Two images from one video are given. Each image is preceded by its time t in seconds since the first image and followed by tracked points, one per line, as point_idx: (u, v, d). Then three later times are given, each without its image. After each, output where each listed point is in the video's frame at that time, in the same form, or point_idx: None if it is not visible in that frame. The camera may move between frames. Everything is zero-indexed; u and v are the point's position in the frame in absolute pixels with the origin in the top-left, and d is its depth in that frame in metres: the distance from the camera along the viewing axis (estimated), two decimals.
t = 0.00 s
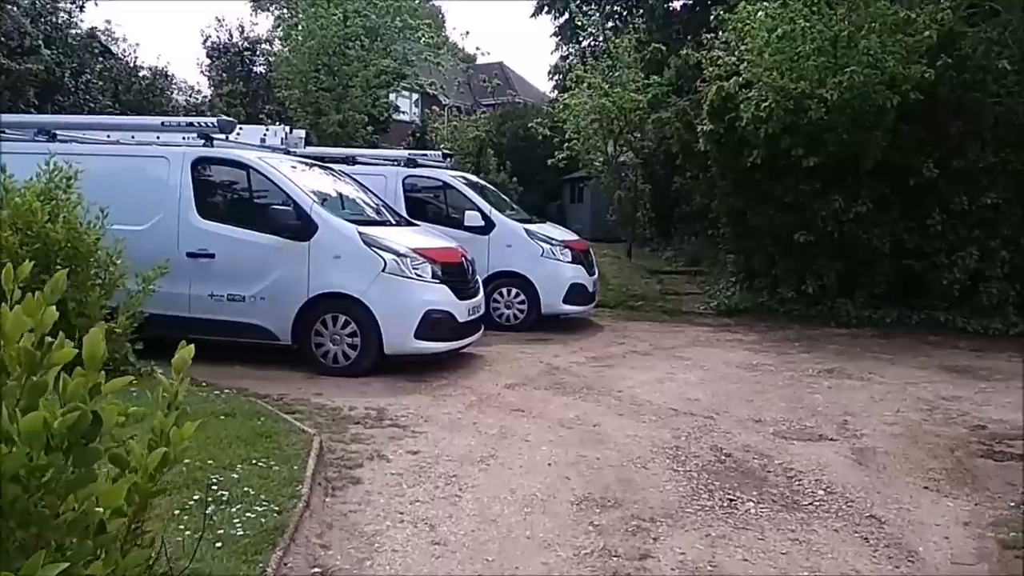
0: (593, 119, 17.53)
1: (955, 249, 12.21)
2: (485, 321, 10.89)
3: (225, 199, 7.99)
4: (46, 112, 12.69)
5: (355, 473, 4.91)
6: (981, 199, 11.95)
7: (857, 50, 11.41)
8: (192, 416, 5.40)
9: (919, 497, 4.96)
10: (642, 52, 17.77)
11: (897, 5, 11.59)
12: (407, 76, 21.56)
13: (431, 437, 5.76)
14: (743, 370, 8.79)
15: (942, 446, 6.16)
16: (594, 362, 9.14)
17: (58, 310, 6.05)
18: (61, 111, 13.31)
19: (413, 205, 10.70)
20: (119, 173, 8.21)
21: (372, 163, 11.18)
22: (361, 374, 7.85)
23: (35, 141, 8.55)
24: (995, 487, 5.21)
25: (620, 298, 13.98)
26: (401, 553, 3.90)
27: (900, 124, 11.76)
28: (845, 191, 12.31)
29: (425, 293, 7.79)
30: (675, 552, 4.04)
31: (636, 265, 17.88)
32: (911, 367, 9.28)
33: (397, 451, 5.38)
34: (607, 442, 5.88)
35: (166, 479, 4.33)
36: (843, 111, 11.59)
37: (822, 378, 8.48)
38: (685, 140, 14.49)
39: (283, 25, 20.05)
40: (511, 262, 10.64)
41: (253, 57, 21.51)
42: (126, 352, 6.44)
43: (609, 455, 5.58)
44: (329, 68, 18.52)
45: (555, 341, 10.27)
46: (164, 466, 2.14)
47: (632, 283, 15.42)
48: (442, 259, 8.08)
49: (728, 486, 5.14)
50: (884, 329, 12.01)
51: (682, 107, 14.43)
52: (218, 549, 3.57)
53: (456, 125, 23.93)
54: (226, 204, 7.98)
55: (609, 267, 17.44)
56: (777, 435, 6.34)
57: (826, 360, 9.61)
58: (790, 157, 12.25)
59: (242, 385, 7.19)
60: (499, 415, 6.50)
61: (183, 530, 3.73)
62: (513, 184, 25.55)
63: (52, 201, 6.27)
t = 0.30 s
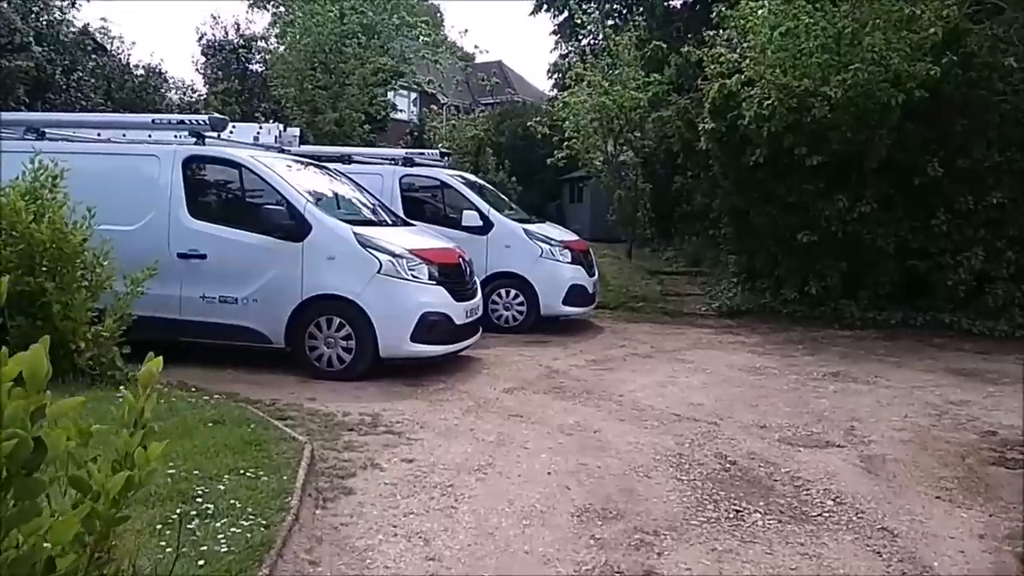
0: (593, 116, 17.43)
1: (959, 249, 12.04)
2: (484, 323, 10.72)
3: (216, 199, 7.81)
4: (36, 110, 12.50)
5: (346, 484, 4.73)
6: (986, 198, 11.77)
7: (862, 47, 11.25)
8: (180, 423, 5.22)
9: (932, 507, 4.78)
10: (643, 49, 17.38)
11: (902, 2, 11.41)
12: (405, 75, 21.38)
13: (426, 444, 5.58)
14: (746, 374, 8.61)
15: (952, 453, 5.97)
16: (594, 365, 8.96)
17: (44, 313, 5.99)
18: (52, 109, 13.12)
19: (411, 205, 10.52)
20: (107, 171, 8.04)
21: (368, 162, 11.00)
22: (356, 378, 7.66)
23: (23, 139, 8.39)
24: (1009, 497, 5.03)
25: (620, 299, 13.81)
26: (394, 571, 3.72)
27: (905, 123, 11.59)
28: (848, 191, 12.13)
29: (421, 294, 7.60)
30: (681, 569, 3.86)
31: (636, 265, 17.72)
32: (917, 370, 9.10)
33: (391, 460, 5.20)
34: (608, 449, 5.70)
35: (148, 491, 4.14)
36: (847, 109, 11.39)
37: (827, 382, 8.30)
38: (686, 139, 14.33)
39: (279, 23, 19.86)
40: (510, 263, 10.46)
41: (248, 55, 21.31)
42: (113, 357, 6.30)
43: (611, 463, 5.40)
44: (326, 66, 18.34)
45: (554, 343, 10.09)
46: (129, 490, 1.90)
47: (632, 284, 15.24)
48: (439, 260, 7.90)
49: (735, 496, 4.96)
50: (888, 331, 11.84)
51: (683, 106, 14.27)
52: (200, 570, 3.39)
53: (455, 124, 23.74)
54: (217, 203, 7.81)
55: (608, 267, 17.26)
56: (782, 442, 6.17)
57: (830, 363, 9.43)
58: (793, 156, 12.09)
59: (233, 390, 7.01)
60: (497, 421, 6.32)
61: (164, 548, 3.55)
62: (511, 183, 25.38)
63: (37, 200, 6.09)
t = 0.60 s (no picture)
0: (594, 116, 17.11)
1: (967, 250, 11.83)
2: (483, 327, 10.53)
3: (209, 201, 7.62)
4: (28, 110, 12.37)
5: (340, 500, 4.54)
6: (994, 199, 11.56)
7: (867, 45, 11.09)
8: (167, 436, 5.03)
9: (949, 524, 4.59)
10: (644, 48, 17.23)
11: None
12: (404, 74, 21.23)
13: (423, 456, 5.40)
14: (751, 379, 8.43)
15: (967, 464, 5.78)
16: (596, 370, 8.77)
17: (30, 320, 5.82)
18: (45, 109, 12.99)
19: (409, 206, 10.33)
20: (97, 172, 7.86)
21: (366, 163, 10.82)
22: (351, 385, 7.47)
23: (13, 140, 8.22)
24: None
25: (622, 302, 13.62)
26: None
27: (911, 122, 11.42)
28: (854, 191, 11.94)
29: (418, 299, 7.40)
30: None
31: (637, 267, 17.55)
32: (925, 375, 8.92)
33: (386, 473, 5.01)
34: (611, 461, 5.52)
35: (129, 510, 3.96)
36: (853, 109, 11.22)
37: (834, 388, 8.11)
38: (688, 139, 14.15)
39: (276, 22, 19.73)
40: (510, 265, 10.26)
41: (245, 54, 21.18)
42: (100, 365, 6.11)
43: (615, 476, 5.21)
44: (323, 65, 18.22)
45: (555, 348, 9.90)
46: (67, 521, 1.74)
47: (633, 285, 15.06)
48: (437, 264, 7.69)
49: (743, 511, 4.78)
50: (895, 334, 11.64)
51: (685, 106, 14.11)
52: None
53: (454, 124, 23.55)
54: (210, 206, 7.61)
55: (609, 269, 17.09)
56: (790, 452, 5.99)
57: (837, 368, 9.25)
58: (797, 156, 11.92)
59: (226, 398, 6.83)
60: (497, 431, 6.13)
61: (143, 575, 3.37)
62: (511, 183, 25.23)
63: (21, 203, 5.90)
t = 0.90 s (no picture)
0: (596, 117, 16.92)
1: (972, 252, 11.67)
2: (483, 329, 10.40)
3: (205, 204, 7.50)
4: (24, 110, 12.27)
5: (336, 511, 4.41)
6: (1000, 200, 11.41)
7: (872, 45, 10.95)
8: (160, 445, 4.90)
9: (963, 536, 4.46)
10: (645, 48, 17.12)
11: None
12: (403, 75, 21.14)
13: (422, 465, 5.27)
14: (755, 384, 8.30)
15: (978, 473, 5.64)
16: (598, 374, 8.63)
17: (20, 324, 5.69)
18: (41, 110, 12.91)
19: (408, 208, 10.21)
20: (89, 174, 7.74)
21: (364, 164, 10.70)
22: (349, 391, 7.34)
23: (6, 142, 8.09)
24: None
25: (623, 304, 13.50)
26: None
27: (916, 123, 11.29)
28: (858, 193, 11.81)
29: (417, 303, 7.27)
30: None
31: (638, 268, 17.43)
32: (932, 378, 8.78)
33: (384, 483, 4.88)
34: (615, 469, 5.39)
35: (117, 525, 3.83)
36: (857, 110, 11.10)
37: (840, 393, 7.97)
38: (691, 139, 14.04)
39: (275, 22, 19.65)
40: (510, 267, 10.13)
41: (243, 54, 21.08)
42: (93, 370, 5.97)
43: (619, 485, 5.09)
44: (323, 65, 18.15)
45: (556, 351, 9.76)
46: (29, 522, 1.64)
47: (635, 287, 14.93)
48: (437, 266, 7.56)
49: (751, 522, 4.65)
50: (900, 337, 11.50)
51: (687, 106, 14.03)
52: None
53: (454, 124, 23.40)
54: (206, 208, 7.49)
55: (611, 270, 16.97)
56: (797, 460, 5.86)
57: (842, 371, 9.12)
58: (800, 157, 11.81)
59: (221, 404, 6.69)
60: (498, 438, 6.00)
61: None
62: (511, 184, 25.12)
63: (11, 206, 5.77)
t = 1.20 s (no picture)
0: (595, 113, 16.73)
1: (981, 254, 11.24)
2: (484, 331, 10.25)
3: (200, 203, 7.34)
4: (18, 108, 12.13)
5: (332, 522, 4.26)
6: (1009, 200, 10.98)
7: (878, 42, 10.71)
8: (150, 452, 4.73)
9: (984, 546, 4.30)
10: (647, 46, 16.99)
11: None
12: (403, 74, 20.98)
13: (420, 472, 5.10)
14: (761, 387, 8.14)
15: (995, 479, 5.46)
16: (601, 377, 8.47)
17: (9, 327, 5.55)
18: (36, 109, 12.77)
19: (408, 208, 10.07)
20: (79, 173, 7.59)
21: (363, 163, 10.55)
22: (348, 394, 7.17)
23: None
24: None
25: (625, 305, 13.35)
26: None
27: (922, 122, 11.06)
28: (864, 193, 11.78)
29: (417, 304, 7.10)
30: None
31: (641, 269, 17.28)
32: (941, 381, 8.62)
33: (382, 491, 4.71)
34: (620, 476, 5.23)
35: (100, 538, 3.67)
36: (863, 109, 11.01)
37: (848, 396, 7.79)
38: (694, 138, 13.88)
39: (273, 20, 19.48)
40: (512, 268, 9.97)
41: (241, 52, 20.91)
42: (83, 374, 5.82)
43: (624, 493, 4.93)
44: (321, 64, 17.98)
45: (559, 353, 9.60)
46: None
47: (637, 288, 14.78)
48: (437, 267, 7.38)
49: (763, 532, 4.49)
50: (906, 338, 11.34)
51: (690, 105, 13.99)
52: None
53: (454, 124, 23.24)
54: (201, 208, 7.33)
55: (612, 271, 16.82)
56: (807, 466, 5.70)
57: (849, 374, 8.95)
58: (805, 156, 11.82)
59: (216, 408, 6.52)
60: (500, 443, 5.84)
61: None
62: (511, 184, 24.96)
63: None
